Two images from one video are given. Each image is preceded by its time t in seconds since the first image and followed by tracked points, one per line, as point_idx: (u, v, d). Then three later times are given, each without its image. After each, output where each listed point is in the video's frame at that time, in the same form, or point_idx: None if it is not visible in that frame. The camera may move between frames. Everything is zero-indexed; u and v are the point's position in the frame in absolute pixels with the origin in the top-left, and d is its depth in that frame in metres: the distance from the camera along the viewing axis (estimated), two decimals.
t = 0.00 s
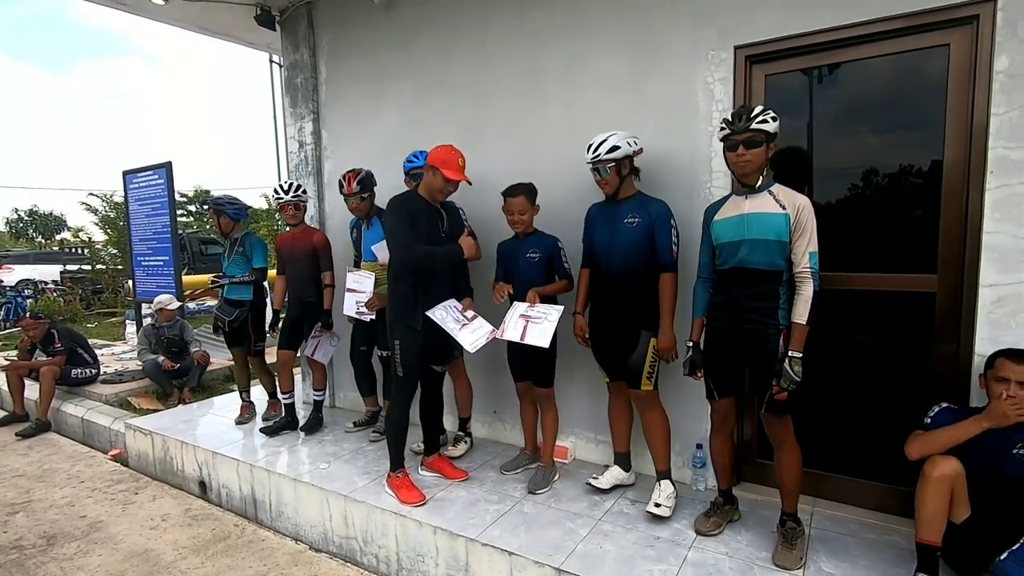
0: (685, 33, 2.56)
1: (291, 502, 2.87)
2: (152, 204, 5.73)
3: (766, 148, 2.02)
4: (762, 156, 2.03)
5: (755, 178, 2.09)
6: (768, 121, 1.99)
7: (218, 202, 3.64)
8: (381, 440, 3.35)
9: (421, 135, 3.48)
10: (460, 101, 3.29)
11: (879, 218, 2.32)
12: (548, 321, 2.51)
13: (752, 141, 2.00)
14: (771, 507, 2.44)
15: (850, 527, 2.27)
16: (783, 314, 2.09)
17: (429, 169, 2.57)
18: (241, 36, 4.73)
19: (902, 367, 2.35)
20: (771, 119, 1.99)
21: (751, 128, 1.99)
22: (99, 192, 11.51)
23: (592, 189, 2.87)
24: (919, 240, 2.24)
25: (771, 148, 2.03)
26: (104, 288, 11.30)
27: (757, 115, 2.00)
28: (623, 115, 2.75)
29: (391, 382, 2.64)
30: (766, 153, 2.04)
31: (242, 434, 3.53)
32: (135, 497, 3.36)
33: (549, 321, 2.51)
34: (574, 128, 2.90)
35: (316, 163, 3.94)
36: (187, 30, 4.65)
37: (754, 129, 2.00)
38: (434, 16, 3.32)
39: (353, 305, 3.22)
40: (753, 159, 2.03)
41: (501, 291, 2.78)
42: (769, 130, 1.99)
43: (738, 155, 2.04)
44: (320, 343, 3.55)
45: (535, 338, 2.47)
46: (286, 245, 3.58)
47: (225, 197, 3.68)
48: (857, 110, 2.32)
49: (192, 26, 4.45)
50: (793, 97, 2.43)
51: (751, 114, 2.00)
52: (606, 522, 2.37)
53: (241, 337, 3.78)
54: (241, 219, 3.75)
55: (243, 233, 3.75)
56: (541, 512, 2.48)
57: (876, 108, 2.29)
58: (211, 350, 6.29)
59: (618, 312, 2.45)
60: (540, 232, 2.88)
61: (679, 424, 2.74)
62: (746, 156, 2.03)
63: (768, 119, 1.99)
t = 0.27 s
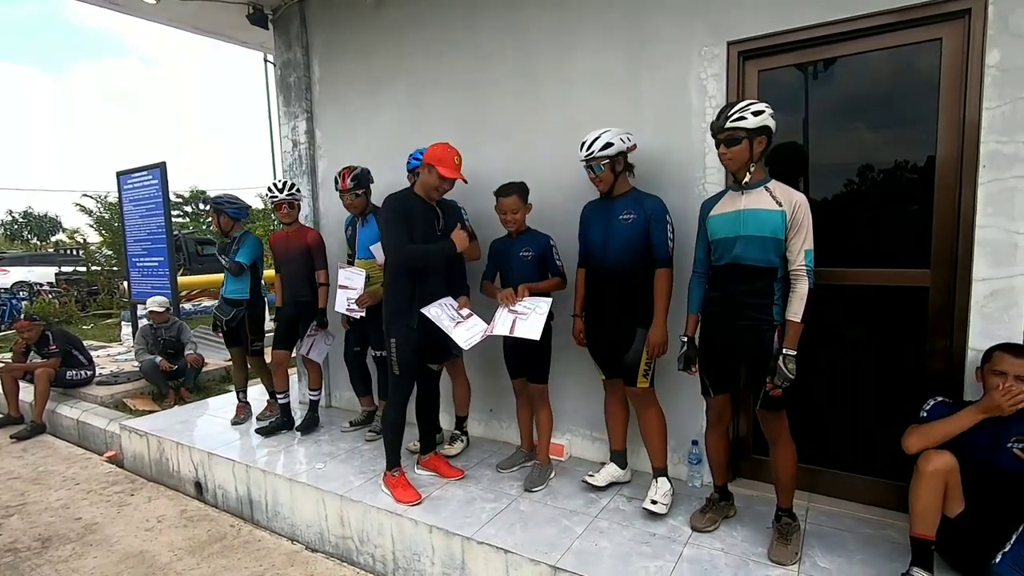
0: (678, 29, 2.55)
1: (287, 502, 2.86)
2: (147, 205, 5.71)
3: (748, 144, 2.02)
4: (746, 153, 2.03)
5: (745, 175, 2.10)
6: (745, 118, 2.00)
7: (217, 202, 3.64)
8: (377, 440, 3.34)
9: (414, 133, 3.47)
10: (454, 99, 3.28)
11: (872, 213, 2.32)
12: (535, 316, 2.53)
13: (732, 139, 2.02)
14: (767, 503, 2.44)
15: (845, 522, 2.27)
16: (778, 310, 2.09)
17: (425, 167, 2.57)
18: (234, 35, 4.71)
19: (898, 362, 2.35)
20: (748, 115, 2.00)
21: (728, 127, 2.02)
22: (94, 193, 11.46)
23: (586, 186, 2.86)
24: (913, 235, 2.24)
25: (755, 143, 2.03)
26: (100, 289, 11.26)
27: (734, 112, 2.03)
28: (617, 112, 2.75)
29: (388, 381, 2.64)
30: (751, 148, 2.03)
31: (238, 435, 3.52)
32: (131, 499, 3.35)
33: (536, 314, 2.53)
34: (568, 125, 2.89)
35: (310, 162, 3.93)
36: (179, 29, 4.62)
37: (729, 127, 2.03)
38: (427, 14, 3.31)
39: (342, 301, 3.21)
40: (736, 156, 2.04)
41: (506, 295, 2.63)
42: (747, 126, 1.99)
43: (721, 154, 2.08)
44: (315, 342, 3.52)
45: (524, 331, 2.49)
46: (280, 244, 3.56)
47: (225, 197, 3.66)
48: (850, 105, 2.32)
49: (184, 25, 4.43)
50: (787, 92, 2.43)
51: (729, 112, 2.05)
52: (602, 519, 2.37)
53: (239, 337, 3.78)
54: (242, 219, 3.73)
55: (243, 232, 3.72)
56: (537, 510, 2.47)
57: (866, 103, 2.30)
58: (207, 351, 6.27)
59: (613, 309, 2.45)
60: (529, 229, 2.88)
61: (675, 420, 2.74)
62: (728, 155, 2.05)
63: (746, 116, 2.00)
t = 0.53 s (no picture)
0: (670, 28, 2.55)
1: (281, 504, 2.85)
2: (140, 206, 5.68)
3: (732, 143, 2.03)
4: (731, 153, 2.04)
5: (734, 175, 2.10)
6: (726, 118, 2.02)
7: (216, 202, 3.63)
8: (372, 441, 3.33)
9: (408, 133, 3.46)
10: (447, 98, 3.27)
11: (865, 210, 2.32)
12: (527, 305, 2.57)
13: (716, 141, 2.05)
14: (761, 501, 2.44)
15: (840, 520, 2.27)
16: (771, 309, 2.10)
17: (419, 167, 2.57)
18: (227, 35, 4.69)
19: (892, 359, 2.36)
20: (728, 115, 2.01)
21: (709, 129, 2.06)
22: (87, 195, 11.41)
23: (580, 185, 2.86)
24: (905, 232, 2.25)
25: (740, 142, 2.03)
26: (94, 291, 11.20)
27: (715, 114, 2.05)
28: (610, 110, 2.74)
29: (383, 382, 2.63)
30: (736, 148, 2.04)
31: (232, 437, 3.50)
32: (124, 502, 3.33)
33: (528, 303, 2.57)
34: (561, 124, 2.89)
35: (303, 162, 3.91)
36: (171, 30, 4.60)
37: (712, 129, 2.06)
38: (419, 13, 3.30)
39: (337, 301, 3.19)
40: (721, 157, 2.05)
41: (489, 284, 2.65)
42: (727, 126, 2.01)
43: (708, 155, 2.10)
44: (309, 342, 3.52)
45: (524, 323, 2.53)
46: (274, 245, 3.54)
47: (223, 197, 3.66)
48: (842, 103, 2.33)
49: (176, 26, 4.41)
50: (779, 90, 2.43)
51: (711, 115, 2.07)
52: (597, 518, 2.37)
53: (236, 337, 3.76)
54: (240, 219, 3.72)
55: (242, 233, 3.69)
56: (532, 510, 2.47)
57: (857, 101, 2.30)
58: (203, 353, 6.24)
59: (606, 308, 2.45)
60: (523, 228, 2.88)
61: (669, 419, 2.74)
62: (712, 156, 2.08)
63: (727, 116, 2.02)
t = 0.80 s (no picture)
0: (664, 27, 2.55)
1: (276, 506, 2.84)
2: (134, 208, 5.66)
3: (722, 144, 2.03)
4: (722, 154, 2.04)
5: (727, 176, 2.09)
6: (715, 119, 2.03)
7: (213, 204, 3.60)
8: (367, 442, 3.32)
9: (402, 133, 3.45)
10: (441, 98, 3.26)
11: (860, 210, 2.32)
12: (525, 293, 2.57)
13: (707, 142, 2.05)
14: (756, 501, 2.44)
15: (834, 518, 2.28)
16: (764, 308, 2.10)
17: (413, 166, 2.56)
18: (221, 36, 4.67)
19: (886, 358, 2.36)
20: (716, 116, 2.02)
21: (699, 130, 2.06)
22: (82, 197, 11.35)
23: (574, 185, 2.85)
24: (898, 231, 2.25)
25: (730, 143, 2.03)
26: (90, 293, 11.16)
27: (704, 116, 2.06)
28: (604, 110, 2.74)
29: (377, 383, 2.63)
30: (727, 148, 2.04)
31: (227, 439, 3.49)
32: (118, 505, 3.31)
33: (526, 291, 2.57)
34: (556, 124, 2.88)
35: (297, 163, 3.90)
36: (164, 31, 4.58)
37: (702, 130, 2.06)
38: (413, 13, 3.29)
39: (328, 303, 3.18)
40: (712, 158, 2.06)
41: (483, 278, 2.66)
42: (717, 127, 2.02)
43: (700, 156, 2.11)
44: (301, 344, 3.47)
45: (522, 312, 2.56)
46: (268, 245, 3.52)
47: (218, 198, 3.62)
48: (836, 102, 2.33)
49: (170, 26, 4.39)
50: (773, 90, 2.43)
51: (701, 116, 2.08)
52: (592, 519, 2.37)
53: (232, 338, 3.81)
54: (237, 220, 3.68)
55: (240, 234, 3.67)
56: (527, 511, 2.46)
57: (850, 100, 2.30)
58: (198, 355, 6.22)
59: (601, 309, 2.44)
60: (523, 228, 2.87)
61: (664, 419, 2.74)
62: (704, 157, 2.08)
63: (715, 117, 2.02)
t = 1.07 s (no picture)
0: (659, 28, 2.54)
1: (271, 509, 2.83)
2: (132, 210, 5.65)
3: (716, 145, 2.04)
4: (717, 155, 2.05)
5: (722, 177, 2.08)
6: (707, 122, 2.03)
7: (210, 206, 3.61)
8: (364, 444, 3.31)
9: (398, 135, 3.44)
10: (437, 100, 3.25)
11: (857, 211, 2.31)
12: (520, 300, 2.55)
13: (701, 144, 2.05)
14: (753, 503, 2.43)
15: (830, 520, 2.27)
16: (760, 310, 2.08)
17: (408, 168, 2.55)
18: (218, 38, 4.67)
19: (882, 359, 2.35)
20: (710, 118, 2.02)
21: (693, 132, 2.06)
22: (81, 198, 11.33)
23: (570, 186, 2.84)
24: (895, 232, 2.24)
25: (724, 144, 2.03)
26: (88, 295, 11.15)
27: (698, 117, 2.05)
28: (600, 111, 2.73)
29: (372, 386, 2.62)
30: (721, 149, 2.04)
31: (223, 441, 3.48)
32: (114, 508, 3.30)
33: (521, 299, 2.55)
34: (552, 125, 2.87)
35: (294, 164, 3.89)
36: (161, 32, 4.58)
37: (695, 132, 2.06)
38: (409, 15, 3.29)
39: (324, 306, 3.15)
40: (706, 160, 2.06)
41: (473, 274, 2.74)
42: (710, 129, 2.02)
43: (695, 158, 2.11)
44: (296, 346, 3.45)
45: (515, 319, 2.54)
46: (263, 248, 3.51)
47: (214, 201, 3.62)
48: (832, 103, 2.32)
49: (167, 28, 4.39)
50: (770, 90, 2.43)
51: (694, 117, 2.08)
52: (588, 522, 2.36)
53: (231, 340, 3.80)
54: (234, 222, 3.69)
55: (237, 236, 3.67)
56: (522, 513, 2.45)
57: (845, 102, 2.30)
58: (196, 356, 6.21)
59: (596, 310, 2.43)
60: (524, 231, 2.85)
61: (660, 421, 2.73)
62: (699, 159, 2.08)
63: (708, 119, 2.02)
